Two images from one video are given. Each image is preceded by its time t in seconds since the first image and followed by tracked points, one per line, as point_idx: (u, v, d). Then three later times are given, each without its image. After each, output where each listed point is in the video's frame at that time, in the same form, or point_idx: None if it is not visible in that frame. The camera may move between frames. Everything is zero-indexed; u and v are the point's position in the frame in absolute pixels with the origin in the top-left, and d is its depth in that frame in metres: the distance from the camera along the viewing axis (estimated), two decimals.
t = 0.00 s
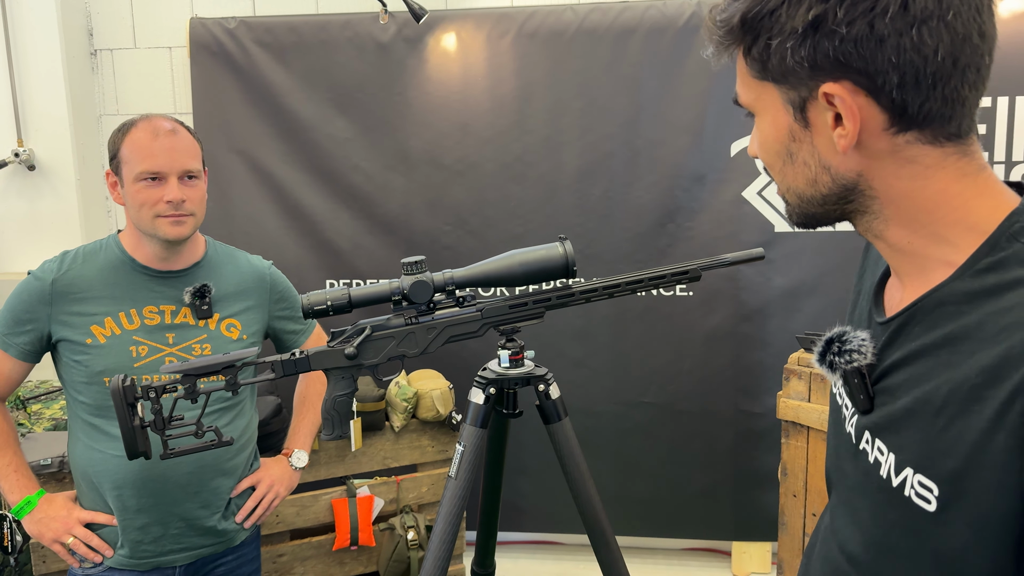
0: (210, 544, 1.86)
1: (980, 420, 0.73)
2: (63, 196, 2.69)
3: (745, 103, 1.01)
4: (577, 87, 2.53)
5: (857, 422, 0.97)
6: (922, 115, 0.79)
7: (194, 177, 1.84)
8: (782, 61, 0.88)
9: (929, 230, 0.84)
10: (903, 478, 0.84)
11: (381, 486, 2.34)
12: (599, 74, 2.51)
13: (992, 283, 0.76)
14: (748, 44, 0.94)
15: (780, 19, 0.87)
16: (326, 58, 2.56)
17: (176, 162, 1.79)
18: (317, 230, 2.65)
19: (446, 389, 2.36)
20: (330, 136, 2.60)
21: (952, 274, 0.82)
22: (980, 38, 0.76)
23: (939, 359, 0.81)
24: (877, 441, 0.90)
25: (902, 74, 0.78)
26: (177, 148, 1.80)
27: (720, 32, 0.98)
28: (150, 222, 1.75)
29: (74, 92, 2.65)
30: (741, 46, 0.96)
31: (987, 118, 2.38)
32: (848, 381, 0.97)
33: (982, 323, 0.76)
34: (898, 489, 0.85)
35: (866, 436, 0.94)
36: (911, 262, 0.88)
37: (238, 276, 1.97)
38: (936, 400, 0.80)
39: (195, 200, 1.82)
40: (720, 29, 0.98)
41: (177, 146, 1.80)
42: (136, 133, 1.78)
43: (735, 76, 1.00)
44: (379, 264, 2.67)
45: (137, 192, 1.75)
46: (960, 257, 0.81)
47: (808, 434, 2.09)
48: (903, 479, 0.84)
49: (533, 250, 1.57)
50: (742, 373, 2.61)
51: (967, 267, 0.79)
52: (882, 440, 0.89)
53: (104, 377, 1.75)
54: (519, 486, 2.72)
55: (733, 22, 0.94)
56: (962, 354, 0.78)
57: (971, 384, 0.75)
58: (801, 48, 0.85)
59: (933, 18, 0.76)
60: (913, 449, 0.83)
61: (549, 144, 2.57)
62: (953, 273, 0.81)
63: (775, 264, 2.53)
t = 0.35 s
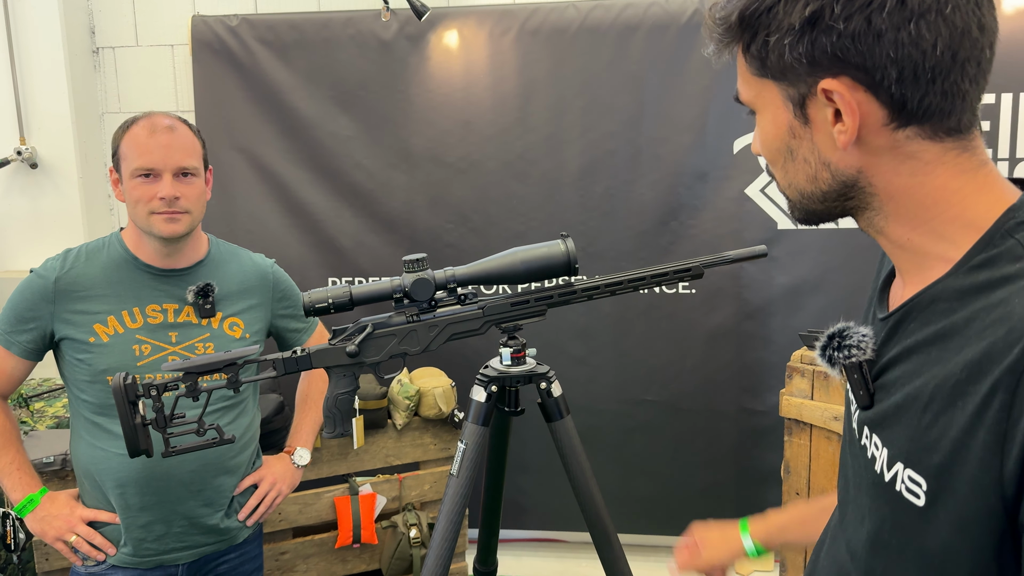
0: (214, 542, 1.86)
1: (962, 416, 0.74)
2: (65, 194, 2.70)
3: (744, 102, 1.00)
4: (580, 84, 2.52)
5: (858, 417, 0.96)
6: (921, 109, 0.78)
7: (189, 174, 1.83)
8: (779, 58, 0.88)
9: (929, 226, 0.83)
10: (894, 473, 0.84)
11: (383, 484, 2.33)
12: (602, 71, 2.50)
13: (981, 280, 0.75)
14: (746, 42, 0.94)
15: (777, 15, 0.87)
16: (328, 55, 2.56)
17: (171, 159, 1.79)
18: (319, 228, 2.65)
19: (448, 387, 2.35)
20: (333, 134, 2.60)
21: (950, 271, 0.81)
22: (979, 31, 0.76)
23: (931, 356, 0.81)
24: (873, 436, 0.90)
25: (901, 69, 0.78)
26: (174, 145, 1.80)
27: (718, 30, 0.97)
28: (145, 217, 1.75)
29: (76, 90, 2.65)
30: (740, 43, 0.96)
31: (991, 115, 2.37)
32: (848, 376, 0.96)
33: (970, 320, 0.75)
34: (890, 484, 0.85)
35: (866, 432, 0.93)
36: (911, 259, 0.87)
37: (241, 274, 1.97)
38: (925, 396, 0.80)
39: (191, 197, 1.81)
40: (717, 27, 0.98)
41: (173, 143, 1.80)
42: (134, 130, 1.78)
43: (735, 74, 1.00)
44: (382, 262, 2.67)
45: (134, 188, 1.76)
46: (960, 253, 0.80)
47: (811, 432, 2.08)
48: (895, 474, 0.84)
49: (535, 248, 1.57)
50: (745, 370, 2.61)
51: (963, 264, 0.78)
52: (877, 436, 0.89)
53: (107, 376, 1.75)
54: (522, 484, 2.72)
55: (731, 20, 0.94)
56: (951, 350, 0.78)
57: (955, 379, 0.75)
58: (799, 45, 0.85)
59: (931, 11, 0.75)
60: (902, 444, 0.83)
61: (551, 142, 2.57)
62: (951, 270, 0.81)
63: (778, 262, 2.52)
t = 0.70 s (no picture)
0: (215, 540, 1.87)
1: (991, 417, 0.73)
2: (66, 192, 2.69)
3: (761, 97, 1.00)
4: (581, 81, 2.52)
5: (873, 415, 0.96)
6: (944, 109, 0.77)
7: (194, 172, 1.84)
8: (797, 57, 0.87)
9: (951, 225, 0.83)
10: (916, 474, 0.83)
11: (384, 482, 2.33)
12: (603, 68, 2.50)
13: (1008, 282, 0.75)
14: (761, 40, 0.92)
15: (795, 14, 0.86)
16: (329, 53, 2.56)
17: (175, 157, 1.79)
18: (321, 226, 2.65)
19: (449, 384, 2.35)
20: (334, 131, 2.59)
21: (972, 270, 0.81)
22: (1002, 27, 0.75)
23: (955, 357, 0.80)
24: (892, 435, 0.90)
25: (924, 67, 0.76)
26: (178, 143, 1.80)
27: (731, 28, 0.96)
28: (149, 215, 1.74)
29: (77, 88, 2.64)
30: (754, 41, 0.94)
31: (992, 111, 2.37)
32: (864, 375, 0.96)
33: (997, 322, 0.75)
34: (911, 485, 0.85)
35: (882, 430, 0.93)
36: (930, 257, 0.87)
37: (242, 272, 1.97)
38: (949, 398, 0.79)
39: (195, 196, 1.81)
40: (731, 25, 0.96)
41: (177, 141, 1.80)
42: (137, 128, 1.78)
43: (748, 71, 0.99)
44: (383, 260, 2.67)
45: (137, 187, 1.75)
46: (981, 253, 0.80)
47: (813, 430, 2.08)
48: (916, 476, 0.83)
49: (535, 245, 1.56)
50: (747, 367, 2.61)
51: (986, 264, 0.78)
52: (896, 435, 0.89)
53: (107, 374, 1.75)
54: (523, 481, 2.72)
55: (745, 18, 0.92)
56: (977, 353, 0.77)
57: (984, 382, 0.74)
58: (817, 43, 0.83)
59: (955, 8, 0.74)
60: (925, 446, 0.82)
61: (553, 139, 2.56)
62: (973, 270, 0.81)
63: (781, 259, 2.52)
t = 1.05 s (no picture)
0: (219, 537, 1.87)
1: (998, 415, 0.72)
2: (67, 190, 2.69)
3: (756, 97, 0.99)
4: (583, 77, 2.51)
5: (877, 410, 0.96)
6: (945, 108, 0.77)
7: (199, 169, 1.84)
8: (797, 57, 0.86)
9: (954, 223, 0.82)
10: (920, 470, 0.83)
11: (387, 479, 2.33)
12: (605, 64, 2.49)
13: (1013, 277, 0.74)
14: (758, 42, 0.92)
15: (794, 14, 0.85)
16: (331, 50, 2.55)
17: (180, 154, 1.78)
18: (323, 223, 2.64)
19: (451, 381, 2.35)
20: (336, 129, 2.59)
21: (975, 268, 0.80)
22: (1000, 24, 0.75)
23: (962, 353, 0.80)
24: (895, 432, 0.89)
25: (926, 67, 0.76)
26: (182, 141, 1.80)
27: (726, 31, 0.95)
28: (155, 214, 1.74)
29: (78, 85, 2.64)
30: (750, 43, 0.94)
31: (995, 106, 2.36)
32: (867, 372, 0.96)
33: (1004, 317, 0.74)
34: (915, 482, 0.84)
35: (885, 427, 0.93)
36: (934, 254, 0.86)
37: (243, 269, 1.97)
38: (956, 394, 0.78)
39: (200, 193, 1.81)
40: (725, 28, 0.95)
41: (181, 138, 1.79)
42: (140, 126, 1.77)
43: (741, 74, 0.98)
44: (385, 257, 2.67)
45: (142, 185, 1.75)
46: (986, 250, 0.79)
47: (816, 426, 2.08)
48: (920, 473, 0.83)
49: (536, 243, 1.56)
50: (749, 364, 2.60)
51: (989, 261, 0.78)
52: (900, 432, 0.88)
53: (109, 371, 1.75)
54: (526, 478, 2.71)
55: (741, 20, 0.92)
56: (984, 348, 0.76)
57: (990, 377, 0.73)
58: (817, 45, 0.83)
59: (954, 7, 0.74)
60: (930, 443, 0.82)
61: (554, 136, 2.56)
62: (977, 267, 0.80)
63: (783, 255, 2.51)
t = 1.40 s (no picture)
0: (244, 528, 1.87)
1: (966, 410, 0.76)
2: (94, 184, 2.72)
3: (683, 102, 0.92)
4: (607, 65, 2.48)
5: (815, 425, 1.02)
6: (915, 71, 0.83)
7: (218, 162, 1.84)
8: None
9: (896, 206, 0.87)
10: (884, 482, 0.86)
11: (412, 470, 2.33)
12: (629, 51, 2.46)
13: (955, 260, 0.81)
14: None
15: None
16: (353, 41, 2.54)
17: (200, 148, 1.79)
18: (346, 216, 2.64)
19: (475, 373, 2.35)
20: (358, 120, 2.59)
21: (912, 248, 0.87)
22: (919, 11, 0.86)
23: (907, 346, 0.85)
24: (845, 443, 0.93)
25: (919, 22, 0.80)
26: (201, 134, 1.79)
27: None
28: (176, 209, 1.75)
29: (104, 80, 2.66)
30: None
31: None
32: (802, 380, 1.01)
33: (950, 304, 0.80)
34: (880, 495, 0.87)
35: (832, 439, 0.97)
36: (872, 240, 0.91)
37: (267, 261, 1.97)
38: (912, 393, 0.83)
39: (221, 186, 1.81)
40: None
41: (200, 132, 1.79)
42: (160, 120, 1.78)
43: (716, 36, 0.82)
44: (408, 249, 2.66)
45: (163, 180, 1.76)
46: (920, 229, 0.86)
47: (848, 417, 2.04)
48: (885, 484, 0.86)
49: (559, 233, 1.50)
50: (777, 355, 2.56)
51: (929, 240, 0.84)
52: (849, 442, 0.93)
53: (136, 363, 1.76)
54: (550, 470, 2.70)
55: None
56: (933, 341, 0.82)
57: (953, 369, 0.78)
58: None
59: None
60: (892, 448, 0.85)
61: (577, 125, 2.53)
62: (914, 247, 0.86)
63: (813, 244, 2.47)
